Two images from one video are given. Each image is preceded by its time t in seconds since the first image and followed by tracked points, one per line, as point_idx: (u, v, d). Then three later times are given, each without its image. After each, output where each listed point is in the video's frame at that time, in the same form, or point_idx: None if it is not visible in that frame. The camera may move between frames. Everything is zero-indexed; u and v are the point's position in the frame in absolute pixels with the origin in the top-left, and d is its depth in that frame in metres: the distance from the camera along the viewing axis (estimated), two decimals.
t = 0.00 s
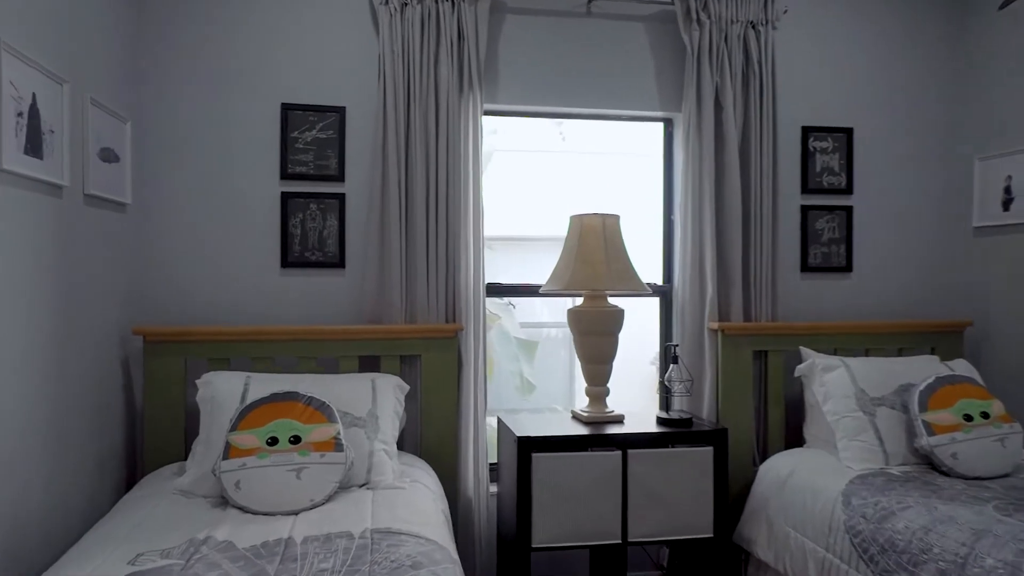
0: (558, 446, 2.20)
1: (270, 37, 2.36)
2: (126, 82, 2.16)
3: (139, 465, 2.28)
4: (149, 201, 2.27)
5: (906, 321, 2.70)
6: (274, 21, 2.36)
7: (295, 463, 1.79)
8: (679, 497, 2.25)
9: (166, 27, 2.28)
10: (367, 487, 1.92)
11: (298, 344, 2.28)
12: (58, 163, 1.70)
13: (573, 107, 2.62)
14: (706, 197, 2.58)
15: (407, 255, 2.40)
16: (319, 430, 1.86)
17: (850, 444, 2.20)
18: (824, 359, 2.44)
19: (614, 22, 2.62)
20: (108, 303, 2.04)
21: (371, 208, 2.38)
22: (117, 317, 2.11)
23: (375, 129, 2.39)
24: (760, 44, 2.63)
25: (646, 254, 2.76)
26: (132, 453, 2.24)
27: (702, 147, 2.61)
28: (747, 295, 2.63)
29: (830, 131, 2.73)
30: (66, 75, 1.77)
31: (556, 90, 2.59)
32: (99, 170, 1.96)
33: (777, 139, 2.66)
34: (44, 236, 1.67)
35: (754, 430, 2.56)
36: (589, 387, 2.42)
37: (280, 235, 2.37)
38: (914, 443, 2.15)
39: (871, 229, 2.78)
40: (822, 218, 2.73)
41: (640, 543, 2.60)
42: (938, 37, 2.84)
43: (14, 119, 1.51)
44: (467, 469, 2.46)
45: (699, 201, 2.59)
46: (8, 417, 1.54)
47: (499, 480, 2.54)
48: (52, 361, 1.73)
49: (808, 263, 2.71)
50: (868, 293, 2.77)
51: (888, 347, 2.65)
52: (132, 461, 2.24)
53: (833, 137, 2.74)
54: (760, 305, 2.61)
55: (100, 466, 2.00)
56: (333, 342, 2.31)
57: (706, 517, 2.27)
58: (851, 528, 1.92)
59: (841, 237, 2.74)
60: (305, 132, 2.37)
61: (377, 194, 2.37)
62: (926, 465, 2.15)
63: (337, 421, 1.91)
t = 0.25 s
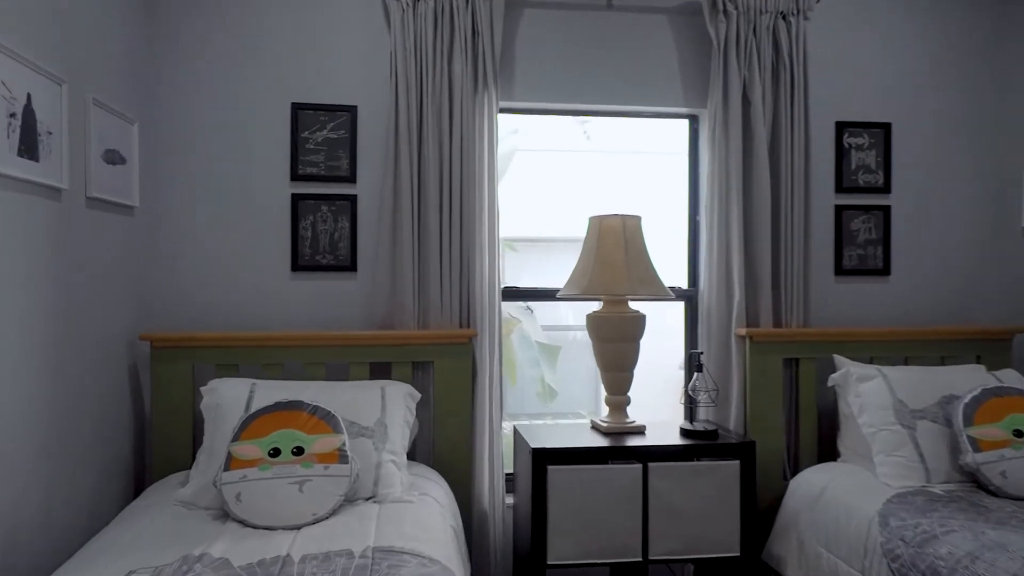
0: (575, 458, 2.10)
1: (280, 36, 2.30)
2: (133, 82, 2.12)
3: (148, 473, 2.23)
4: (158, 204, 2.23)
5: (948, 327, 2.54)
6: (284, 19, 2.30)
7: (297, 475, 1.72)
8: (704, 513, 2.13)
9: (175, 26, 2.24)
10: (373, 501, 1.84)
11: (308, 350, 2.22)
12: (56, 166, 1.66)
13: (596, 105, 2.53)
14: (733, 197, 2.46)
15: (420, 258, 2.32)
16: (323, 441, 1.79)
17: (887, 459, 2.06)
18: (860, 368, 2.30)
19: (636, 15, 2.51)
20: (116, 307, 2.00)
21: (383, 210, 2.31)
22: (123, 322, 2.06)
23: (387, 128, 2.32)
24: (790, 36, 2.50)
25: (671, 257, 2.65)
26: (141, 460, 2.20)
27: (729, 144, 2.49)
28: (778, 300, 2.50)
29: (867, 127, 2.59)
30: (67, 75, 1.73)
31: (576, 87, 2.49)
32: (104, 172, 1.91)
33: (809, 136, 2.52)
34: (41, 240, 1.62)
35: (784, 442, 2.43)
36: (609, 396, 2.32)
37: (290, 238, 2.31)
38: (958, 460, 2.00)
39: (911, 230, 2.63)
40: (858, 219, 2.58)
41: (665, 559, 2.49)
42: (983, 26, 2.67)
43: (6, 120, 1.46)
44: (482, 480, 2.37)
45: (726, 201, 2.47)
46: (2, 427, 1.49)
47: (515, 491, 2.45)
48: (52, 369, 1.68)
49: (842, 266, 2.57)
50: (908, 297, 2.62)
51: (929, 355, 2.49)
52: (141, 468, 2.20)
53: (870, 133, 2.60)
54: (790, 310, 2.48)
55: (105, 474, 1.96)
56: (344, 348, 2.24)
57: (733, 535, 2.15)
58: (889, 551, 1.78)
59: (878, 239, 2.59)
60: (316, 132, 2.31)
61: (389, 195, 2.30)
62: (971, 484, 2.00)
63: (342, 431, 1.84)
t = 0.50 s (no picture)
0: (601, 470, 2.00)
1: (301, 35, 2.26)
2: (154, 83, 2.10)
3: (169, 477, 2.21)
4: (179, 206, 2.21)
5: (1006, 334, 2.37)
6: (305, 17, 2.26)
7: (310, 486, 1.67)
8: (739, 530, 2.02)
9: (196, 27, 2.22)
10: (389, 512, 1.78)
11: (328, 355, 2.17)
12: (69, 168, 1.63)
13: (628, 101, 2.43)
14: (771, 196, 2.33)
15: (442, 261, 2.26)
16: (337, 450, 1.73)
17: (939, 477, 1.92)
18: (908, 378, 2.15)
19: (668, 6, 2.41)
20: (134, 311, 1.98)
21: (404, 211, 2.25)
22: (142, 326, 2.04)
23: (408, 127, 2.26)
24: (832, 25, 2.37)
25: (705, 259, 2.53)
26: (162, 464, 2.18)
27: (766, 140, 2.36)
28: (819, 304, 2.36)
29: (916, 121, 2.44)
30: (80, 75, 1.71)
31: (606, 82, 2.40)
32: (121, 174, 1.89)
33: (853, 130, 2.38)
34: (53, 243, 1.60)
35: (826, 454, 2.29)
36: (638, 404, 2.22)
37: (311, 240, 2.26)
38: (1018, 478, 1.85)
39: (965, 230, 2.46)
40: (907, 218, 2.43)
41: None
42: None
43: (14, 122, 1.44)
44: (506, 489, 2.29)
45: (764, 200, 2.35)
46: (10, 433, 1.47)
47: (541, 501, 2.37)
48: (65, 373, 1.66)
49: (890, 268, 2.42)
50: (962, 301, 2.45)
51: (985, 364, 2.33)
52: (162, 473, 2.18)
53: (919, 127, 2.44)
54: (833, 315, 2.34)
55: (123, 479, 1.94)
56: (364, 353, 2.18)
57: (771, 554, 2.03)
58: None
59: (929, 239, 2.44)
60: (337, 132, 2.26)
61: (411, 196, 2.24)
62: None
63: (357, 440, 1.78)
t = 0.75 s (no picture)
0: (631, 480, 1.92)
1: (326, 34, 2.23)
2: (181, 85, 2.09)
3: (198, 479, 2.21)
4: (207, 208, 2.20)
5: None
6: (331, 16, 2.24)
7: (328, 493, 1.63)
8: (779, 546, 1.91)
9: (224, 29, 2.21)
10: (411, 521, 1.73)
11: (353, 358, 2.14)
12: (91, 171, 1.63)
13: (664, 96, 2.34)
14: (814, 194, 2.22)
15: (469, 263, 2.21)
16: (356, 456, 1.69)
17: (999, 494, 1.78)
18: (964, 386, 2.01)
19: None
20: (161, 312, 1.97)
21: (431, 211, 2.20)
22: (170, 327, 2.04)
23: (434, 126, 2.21)
24: (881, 12, 2.24)
25: (744, 260, 2.42)
26: (190, 466, 2.17)
27: (810, 135, 2.24)
28: (866, 308, 2.23)
29: (973, 112, 2.28)
30: (104, 77, 1.70)
31: (639, 77, 2.31)
32: (147, 176, 1.89)
33: (904, 124, 2.24)
34: (75, 246, 1.59)
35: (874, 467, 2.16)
36: (672, 412, 2.13)
37: (337, 241, 2.24)
38: None
39: None
40: (963, 216, 2.28)
41: None
42: None
43: (32, 123, 1.42)
44: (535, 499, 2.23)
45: (807, 199, 2.23)
46: (31, 435, 1.47)
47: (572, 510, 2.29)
48: (88, 375, 1.66)
49: (944, 269, 2.27)
50: None
51: None
52: (190, 475, 2.18)
53: (976, 119, 2.29)
54: (881, 319, 2.21)
55: (149, 481, 1.93)
56: (389, 356, 2.15)
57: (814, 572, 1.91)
58: None
59: (987, 238, 2.28)
60: (363, 131, 2.23)
61: (437, 196, 2.19)
62: None
63: (378, 446, 1.74)
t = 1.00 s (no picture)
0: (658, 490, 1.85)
1: (352, 34, 2.22)
2: (208, 87, 2.11)
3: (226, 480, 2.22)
4: (235, 210, 2.21)
5: None
6: (356, 15, 2.22)
7: (345, 499, 1.61)
8: (816, 563, 1.81)
9: (252, 31, 2.22)
10: (429, 529, 1.69)
11: (377, 360, 2.12)
12: (114, 174, 1.63)
13: (699, 93, 2.26)
14: (857, 192, 2.11)
15: (494, 264, 2.16)
16: (374, 462, 1.66)
17: None
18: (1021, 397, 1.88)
19: None
20: (186, 314, 1.98)
21: (456, 212, 2.17)
22: (196, 329, 2.05)
23: (459, 126, 2.17)
24: None
25: (783, 262, 2.32)
26: (218, 466, 2.18)
27: (852, 130, 2.14)
28: (913, 312, 2.11)
29: None
30: (129, 81, 1.71)
31: (671, 72, 2.23)
32: (172, 179, 1.90)
33: (955, 117, 2.12)
34: (97, 249, 1.60)
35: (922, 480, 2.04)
36: (704, 420, 2.04)
37: (362, 243, 2.22)
38: None
39: None
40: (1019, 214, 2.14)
41: None
42: None
43: (52, 127, 1.43)
44: (563, 506, 2.17)
45: (849, 198, 2.13)
46: (55, 436, 1.48)
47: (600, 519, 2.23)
48: (112, 378, 1.67)
49: (998, 271, 2.14)
50: None
51: None
52: (218, 475, 2.19)
53: None
54: (929, 324, 2.09)
55: (175, 481, 1.94)
56: (413, 359, 2.12)
57: None
58: None
59: None
60: (388, 132, 2.21)
61: (462, 197, 2.15)
62: None
63: (397, 453, 1.70)
